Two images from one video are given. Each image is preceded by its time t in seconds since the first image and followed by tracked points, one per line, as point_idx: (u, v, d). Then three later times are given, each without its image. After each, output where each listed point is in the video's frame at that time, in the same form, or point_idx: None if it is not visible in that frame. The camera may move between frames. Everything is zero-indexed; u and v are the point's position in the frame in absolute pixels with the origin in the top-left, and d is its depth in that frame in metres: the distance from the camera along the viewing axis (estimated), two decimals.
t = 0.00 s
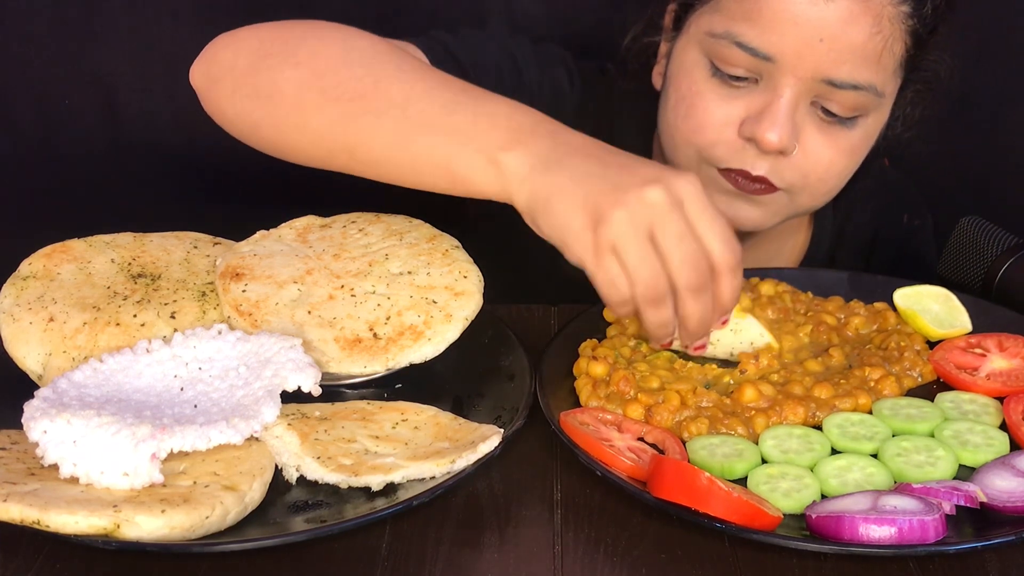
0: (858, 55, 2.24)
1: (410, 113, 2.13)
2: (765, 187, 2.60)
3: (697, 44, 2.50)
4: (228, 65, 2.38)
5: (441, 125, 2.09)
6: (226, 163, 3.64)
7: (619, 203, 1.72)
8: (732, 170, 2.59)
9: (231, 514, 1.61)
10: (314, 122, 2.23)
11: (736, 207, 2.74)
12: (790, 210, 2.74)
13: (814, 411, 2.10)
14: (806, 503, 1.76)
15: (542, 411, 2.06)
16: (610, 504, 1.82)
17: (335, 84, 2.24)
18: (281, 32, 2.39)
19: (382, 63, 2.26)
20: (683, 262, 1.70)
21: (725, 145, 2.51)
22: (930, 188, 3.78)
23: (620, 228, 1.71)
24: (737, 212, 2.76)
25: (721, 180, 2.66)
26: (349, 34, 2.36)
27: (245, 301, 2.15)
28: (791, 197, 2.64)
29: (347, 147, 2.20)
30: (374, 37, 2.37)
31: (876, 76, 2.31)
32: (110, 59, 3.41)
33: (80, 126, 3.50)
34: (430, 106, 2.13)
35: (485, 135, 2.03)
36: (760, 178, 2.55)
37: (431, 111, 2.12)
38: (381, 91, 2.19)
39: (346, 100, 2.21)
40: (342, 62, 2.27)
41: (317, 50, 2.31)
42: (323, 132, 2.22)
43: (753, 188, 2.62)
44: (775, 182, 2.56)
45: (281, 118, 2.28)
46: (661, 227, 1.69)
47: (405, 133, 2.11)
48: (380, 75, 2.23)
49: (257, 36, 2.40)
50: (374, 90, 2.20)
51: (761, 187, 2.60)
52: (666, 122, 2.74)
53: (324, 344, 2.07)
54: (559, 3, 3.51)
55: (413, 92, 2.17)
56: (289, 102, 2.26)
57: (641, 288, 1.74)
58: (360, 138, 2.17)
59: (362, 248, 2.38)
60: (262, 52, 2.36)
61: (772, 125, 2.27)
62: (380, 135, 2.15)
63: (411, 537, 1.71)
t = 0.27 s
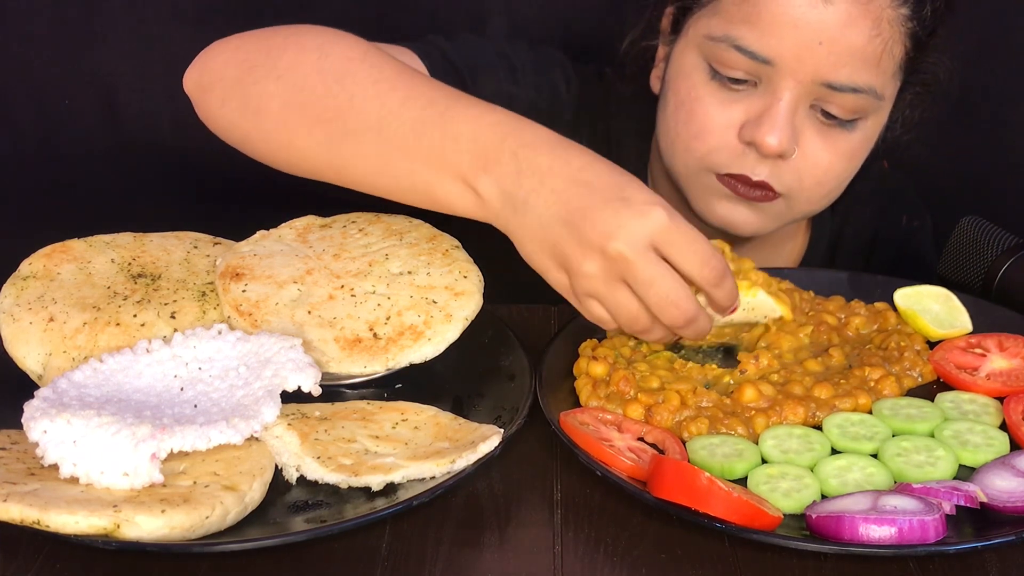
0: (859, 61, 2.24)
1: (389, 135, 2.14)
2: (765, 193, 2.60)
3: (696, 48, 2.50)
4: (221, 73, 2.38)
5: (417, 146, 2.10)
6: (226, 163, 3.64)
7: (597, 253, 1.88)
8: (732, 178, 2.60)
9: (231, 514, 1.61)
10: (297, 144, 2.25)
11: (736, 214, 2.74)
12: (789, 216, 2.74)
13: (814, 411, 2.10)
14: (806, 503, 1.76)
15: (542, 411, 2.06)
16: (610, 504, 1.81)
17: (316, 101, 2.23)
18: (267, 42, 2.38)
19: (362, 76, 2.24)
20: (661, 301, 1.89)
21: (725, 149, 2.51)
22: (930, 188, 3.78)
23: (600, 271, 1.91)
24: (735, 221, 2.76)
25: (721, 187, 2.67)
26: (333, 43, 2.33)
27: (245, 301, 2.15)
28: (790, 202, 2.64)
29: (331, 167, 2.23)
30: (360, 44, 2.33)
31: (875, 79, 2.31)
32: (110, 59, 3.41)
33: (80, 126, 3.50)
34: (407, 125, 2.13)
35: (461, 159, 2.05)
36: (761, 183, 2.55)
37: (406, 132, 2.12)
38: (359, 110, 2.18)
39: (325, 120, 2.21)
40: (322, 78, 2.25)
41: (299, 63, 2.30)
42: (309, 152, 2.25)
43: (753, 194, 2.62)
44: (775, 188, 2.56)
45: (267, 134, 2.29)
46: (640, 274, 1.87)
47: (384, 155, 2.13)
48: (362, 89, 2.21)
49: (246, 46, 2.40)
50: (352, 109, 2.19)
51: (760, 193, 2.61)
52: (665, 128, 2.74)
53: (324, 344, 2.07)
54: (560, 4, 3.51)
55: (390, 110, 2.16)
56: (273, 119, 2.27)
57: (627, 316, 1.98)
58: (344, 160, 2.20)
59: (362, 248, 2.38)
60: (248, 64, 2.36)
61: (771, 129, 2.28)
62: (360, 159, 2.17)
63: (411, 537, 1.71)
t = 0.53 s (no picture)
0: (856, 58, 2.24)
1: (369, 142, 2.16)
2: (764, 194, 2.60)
3: (692, 48, 2.50)
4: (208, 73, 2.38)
5: (398, 153, 2.12)
6: (226, 163, 3.64)
7: (584, 254, 1.89)
8: (731, 177, 2.60)
9: (231, 514, 1.61)
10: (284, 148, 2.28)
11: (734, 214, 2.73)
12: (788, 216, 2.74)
13: (814, 410, 2.10)
14: (806, 503, 1.76)
15: (542, 411, 2.06)
16: (610, 504, 1.81)
17: (299, 106, 2.24)
18: (252, 43, 2.37)
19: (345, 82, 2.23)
20: (654, 292, 1.89)
21: (723, 149, 2.52)
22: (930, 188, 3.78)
23: (591, 270, 1.93)
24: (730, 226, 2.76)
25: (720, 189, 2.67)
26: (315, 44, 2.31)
27: (245, 301, 2.15)
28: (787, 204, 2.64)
29: (317, 171, 2.27)
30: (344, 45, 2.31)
31: (874, 78, 2.31)
32: (110, 59, 3.40)
33: (80, 126, 3.50)
34: (384, 132, 2.14)
35: (440, 166, 2.06)
36: (759, 183, 2.56)
37: (384, 139, 2.13)
38: (338, 117, 2.19)
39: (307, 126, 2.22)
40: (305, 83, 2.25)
41: (281, 67, 2.29)
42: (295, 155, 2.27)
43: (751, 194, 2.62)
44: (773, 189, 2.57)
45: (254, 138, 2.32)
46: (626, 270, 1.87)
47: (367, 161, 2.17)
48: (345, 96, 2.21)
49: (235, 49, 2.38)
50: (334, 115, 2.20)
51: (759, 193, 2.60)
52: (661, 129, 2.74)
53: (324, 344, 2.07)
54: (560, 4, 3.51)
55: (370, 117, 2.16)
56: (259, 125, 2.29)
57: (626, 305, 2.00)
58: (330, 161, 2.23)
59: (362, 248, 2.38)
60: (234, 67, 2.34)
61: (769, 129, 2.29)
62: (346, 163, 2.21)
63: (411, 537, 1.71)
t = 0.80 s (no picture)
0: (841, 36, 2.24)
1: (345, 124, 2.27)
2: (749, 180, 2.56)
3: (680, 31, 2.53)
4: (192, 73, 2.53)
5: (372, 130, 2.24)
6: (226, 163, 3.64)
7: (568, 207, 1.95)
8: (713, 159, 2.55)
9: (231, 514, 1.61)
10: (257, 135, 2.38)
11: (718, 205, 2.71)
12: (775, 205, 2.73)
13: (814, 410, 2.10)
14: (806, 503, 1.76)
15: (542, 411, 2.06)
16: (610, 504, 1.81)
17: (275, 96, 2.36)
18: (231, 44, 2.51)
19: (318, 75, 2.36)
20: (638, 237, 1.91)
21: (708, 131, 2.50)
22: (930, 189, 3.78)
23: (576, 223, 1.98)
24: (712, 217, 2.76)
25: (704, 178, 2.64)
26: (290, 41, 2.45)
27: (245, 301, 2.15)
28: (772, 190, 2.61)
29: (293, 155, 2.37)
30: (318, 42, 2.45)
31: (859, 59, 2.30)
32: (109, 60, 3.40)
33: (80, 126, 3.50)
34: (358, 113, 2.27)
35: (412, 138, 2.18)
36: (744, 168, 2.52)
37: (357, 118, 2.26)
38: (312, 103, 2.32)
39: (284, 112, 2.35)
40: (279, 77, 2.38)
41: (256, 62, 2.42)
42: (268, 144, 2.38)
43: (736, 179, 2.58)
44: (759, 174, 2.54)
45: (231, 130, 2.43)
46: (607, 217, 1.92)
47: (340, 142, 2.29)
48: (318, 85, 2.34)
49: (216, 50, 2.53)
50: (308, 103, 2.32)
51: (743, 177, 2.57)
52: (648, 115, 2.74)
53: (324, 344, 2.07)
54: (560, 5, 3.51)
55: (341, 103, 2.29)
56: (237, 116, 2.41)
57: (615, 254, 2.02)
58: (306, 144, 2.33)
59: (362, 248, 2.38)
60: (216, 65, 2.49)
61: (753, 106, 2.28)
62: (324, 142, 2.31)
63: (411, 537, 1.71)
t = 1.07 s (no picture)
0: None
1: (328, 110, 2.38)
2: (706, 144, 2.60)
3: None
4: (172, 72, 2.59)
5: (353, 114, 2.35)
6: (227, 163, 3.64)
7: (554, 162, 2.16)
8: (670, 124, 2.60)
9: (231, 514, 1.61)
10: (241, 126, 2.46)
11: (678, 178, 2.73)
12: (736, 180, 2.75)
13: (814, 410, 2.10)
14: (806, 503, 1.76)
15: (542, 411, 2.06)
16: (610, 504, 1.81)
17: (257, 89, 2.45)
18: (204, 46, 2.59)
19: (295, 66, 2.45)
20: (619, 184, 2.12)
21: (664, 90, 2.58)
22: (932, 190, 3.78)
23: (560, 176, 2.18)
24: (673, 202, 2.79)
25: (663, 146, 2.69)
26: (264, 35, 2.52)
27: (245, 301, 2.15)
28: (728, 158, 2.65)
29: (278, 145, 2.46)
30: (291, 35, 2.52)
31: (812, 22, 2.41)
32: (109, 59, 3.40)
33: (80, 126, 3.50)
34: (339, 96, 2.37)
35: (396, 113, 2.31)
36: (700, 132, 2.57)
37: (339, 101, 2.37)
38: (293, 91, 2.42)
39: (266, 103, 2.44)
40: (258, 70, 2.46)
41: (234, 59, 2.49)
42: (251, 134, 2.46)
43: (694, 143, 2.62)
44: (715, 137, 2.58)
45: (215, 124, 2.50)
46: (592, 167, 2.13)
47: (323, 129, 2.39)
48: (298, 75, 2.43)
49: (195, 51, 2.60)
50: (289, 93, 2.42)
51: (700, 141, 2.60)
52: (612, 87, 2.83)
53: (324, 344, 2.07)
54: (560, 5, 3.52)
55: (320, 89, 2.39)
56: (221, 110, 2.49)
57: (595, 202, 2.24)
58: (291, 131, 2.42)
59: (362, 248, 2.38)
60: (195, 65, 2.57)
61: (706, 59, 2.39)
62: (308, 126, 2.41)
63: (410, 537, 1.71)
